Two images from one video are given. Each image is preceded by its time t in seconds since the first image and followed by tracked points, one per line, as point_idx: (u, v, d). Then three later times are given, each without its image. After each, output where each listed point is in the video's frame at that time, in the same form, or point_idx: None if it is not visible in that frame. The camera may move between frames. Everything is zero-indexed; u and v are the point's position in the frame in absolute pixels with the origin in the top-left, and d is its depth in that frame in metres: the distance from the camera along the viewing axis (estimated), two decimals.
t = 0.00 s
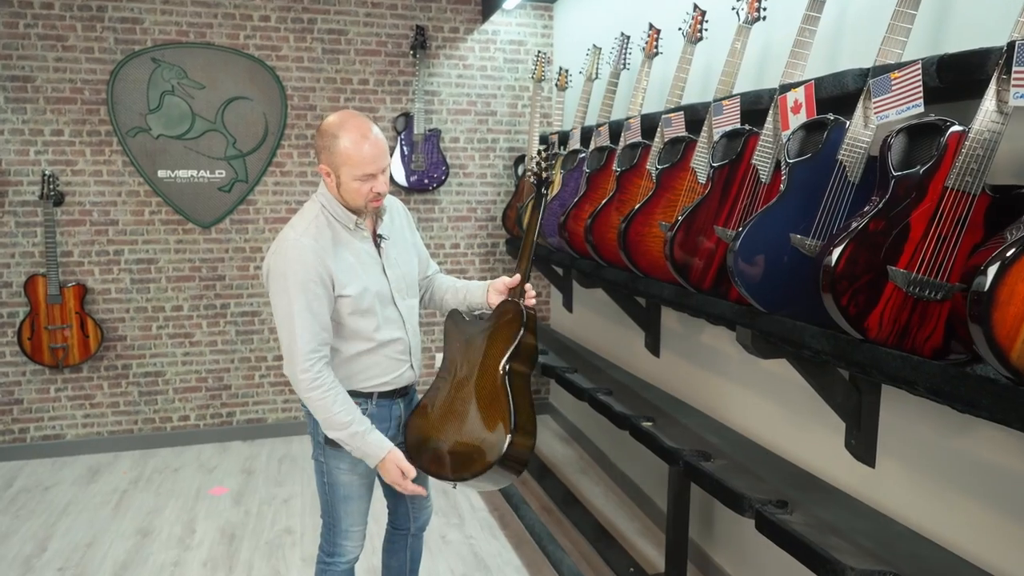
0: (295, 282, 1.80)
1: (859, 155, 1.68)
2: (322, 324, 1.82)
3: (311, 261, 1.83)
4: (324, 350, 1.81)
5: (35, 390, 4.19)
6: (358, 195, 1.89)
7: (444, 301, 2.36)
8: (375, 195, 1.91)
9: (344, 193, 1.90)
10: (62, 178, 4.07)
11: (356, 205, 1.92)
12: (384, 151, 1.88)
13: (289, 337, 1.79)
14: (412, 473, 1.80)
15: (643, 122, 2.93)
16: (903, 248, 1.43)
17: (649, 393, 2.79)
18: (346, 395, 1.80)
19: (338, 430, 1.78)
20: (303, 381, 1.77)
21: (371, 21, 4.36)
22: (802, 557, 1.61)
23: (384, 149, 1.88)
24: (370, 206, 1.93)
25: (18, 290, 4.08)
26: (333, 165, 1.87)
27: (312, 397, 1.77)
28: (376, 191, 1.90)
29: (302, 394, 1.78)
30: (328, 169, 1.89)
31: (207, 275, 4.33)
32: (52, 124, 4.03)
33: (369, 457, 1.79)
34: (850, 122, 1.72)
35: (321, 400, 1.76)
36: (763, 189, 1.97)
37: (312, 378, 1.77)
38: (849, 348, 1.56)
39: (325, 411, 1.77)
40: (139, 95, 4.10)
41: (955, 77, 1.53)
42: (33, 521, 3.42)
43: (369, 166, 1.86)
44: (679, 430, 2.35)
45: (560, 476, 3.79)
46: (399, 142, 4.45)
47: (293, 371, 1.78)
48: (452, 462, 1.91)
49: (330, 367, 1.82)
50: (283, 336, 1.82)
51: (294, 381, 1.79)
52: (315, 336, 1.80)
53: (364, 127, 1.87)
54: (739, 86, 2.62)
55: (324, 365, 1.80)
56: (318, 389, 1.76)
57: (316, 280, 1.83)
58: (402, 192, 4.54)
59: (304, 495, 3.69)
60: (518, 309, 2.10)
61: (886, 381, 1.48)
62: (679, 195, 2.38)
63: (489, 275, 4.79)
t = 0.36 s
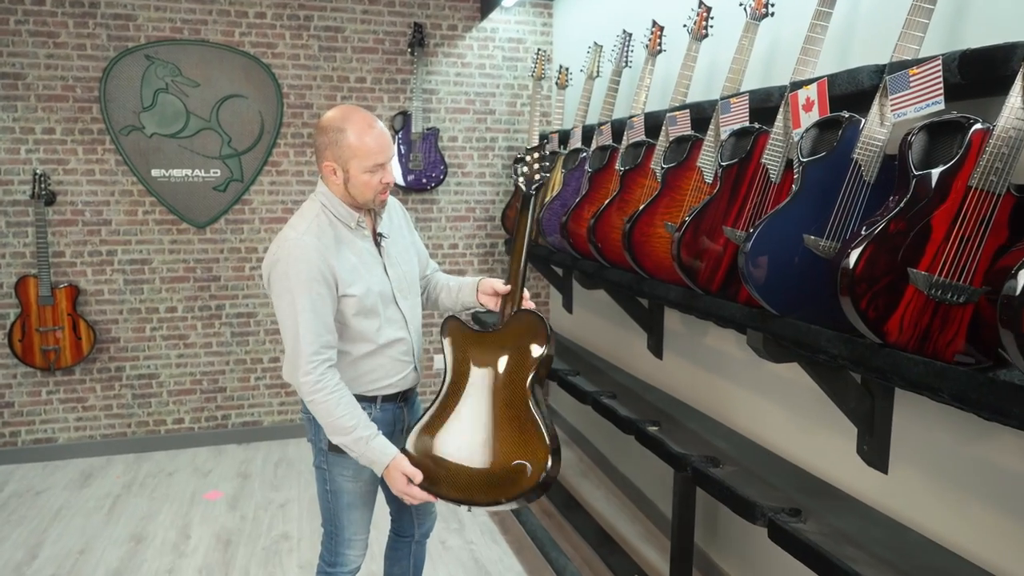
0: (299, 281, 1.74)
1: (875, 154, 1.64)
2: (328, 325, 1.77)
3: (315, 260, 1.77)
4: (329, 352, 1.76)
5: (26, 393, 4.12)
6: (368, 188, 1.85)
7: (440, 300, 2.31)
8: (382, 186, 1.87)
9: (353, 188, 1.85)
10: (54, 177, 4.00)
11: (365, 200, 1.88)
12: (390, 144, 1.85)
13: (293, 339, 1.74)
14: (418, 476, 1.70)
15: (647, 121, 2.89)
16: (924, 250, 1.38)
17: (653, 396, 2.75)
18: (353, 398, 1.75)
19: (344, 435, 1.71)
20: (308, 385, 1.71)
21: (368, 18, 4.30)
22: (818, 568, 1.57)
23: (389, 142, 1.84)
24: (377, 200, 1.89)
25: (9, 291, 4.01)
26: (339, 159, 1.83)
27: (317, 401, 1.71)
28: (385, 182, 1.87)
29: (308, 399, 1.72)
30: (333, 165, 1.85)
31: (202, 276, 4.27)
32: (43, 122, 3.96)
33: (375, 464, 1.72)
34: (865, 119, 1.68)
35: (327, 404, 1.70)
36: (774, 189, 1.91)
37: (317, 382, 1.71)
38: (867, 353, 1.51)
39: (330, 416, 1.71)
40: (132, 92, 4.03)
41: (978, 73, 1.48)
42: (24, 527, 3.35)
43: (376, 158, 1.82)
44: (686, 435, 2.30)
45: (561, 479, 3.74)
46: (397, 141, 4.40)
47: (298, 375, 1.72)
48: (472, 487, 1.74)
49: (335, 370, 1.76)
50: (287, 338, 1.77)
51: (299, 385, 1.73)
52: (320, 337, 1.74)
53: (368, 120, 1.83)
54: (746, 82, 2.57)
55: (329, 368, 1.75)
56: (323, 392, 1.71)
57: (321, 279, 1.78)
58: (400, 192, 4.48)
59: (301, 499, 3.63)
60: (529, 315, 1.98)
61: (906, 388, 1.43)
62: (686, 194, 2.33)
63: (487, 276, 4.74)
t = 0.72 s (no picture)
0: (299, 280, 1.69)
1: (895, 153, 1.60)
2: (329, 325, 1.71)
3: (317, 259, 1.72)
4: (330, 353, 1.69)
5: (19, 396, 4.05)
6: (360, 185, 1.78)
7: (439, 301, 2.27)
8: (378, 186, 1.80)
9: (345, 183, 1.79)
10: (47, 176, 3.93)
11: (356, 197, 1.81)
12: (394, 143, 1.78)
13: (293, 338, 1.68)
14: (417, 480, 1.51)
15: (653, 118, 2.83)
16: (951, 252, 1.34)
17: (660, 399, 2.70)
18: (353, 400, 1.66)
19: (343, 439, 1.61)
20: (306, 386, 1.64)
21: (367, 15, 4.24)
22: None
23: (391, 139, 1.77)
24: (370, 201, 1.82)
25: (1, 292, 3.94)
26: (337, 151, 1.77)
27: (315, 403, 1.63)
28: (380, 182, 1.79)
29: (306, 401, 1.65)
30: (332, 156, 1.79)
31: (198, 277, 4.20)
32: (36, 120, 3.89)
33: (374, 471, 1.57)
34: (884, 118, 1.65)
35: (325, 406, 1.62)
36: (787, 189, 1.88)
37: (316, 382, 1.64)
38: (889, 358, 1.46)
39: (329, 418, 1.62)
40: (127, 90, 3.97)
41: (1005, 69, 1.44)
42: (16, 533, 3.28)
43: (373, 154, 1.75)
44: (695, 440, 2.25)
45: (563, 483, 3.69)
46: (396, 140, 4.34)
47: (297, 376, 1.65)
48: (485, 496, 1.53)
49: (336, 371, 1.69)
50: (288, 338, 1.71)
51: (298, 387, 1.65)
52: (320, 337, 1.68)
53: (374, 116, 1.77)
54: (757, 81, 2.52)
55: (331, 369, 1.68)
56: (322, 393, 1.63)
57: (322, 278, 1.72)
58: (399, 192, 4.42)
59: (299, 504, 3.57)
60: (538, 314, 1.94)
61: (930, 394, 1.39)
62: (694, 194, 2.28)
63: (487, 276, 4.69)
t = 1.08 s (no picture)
0: (309, 281, 1.66)
1: (918, 152, 1.57)
2: (338, 327, 1.67)
3: (326, 260, 1.69)
4: (339, 355, 1.66)
5: (19, 398, 4.01)
6: (370, 181, 1.74)
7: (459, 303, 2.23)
8: (389, 184, 1.75)
9: (357, 179, 1.76)
10: (48, 176, 3.89)
11: (366, 193, 1.77)
12: (408, 140, 1.74)
13: (302, 340, 1.65)
14: (427, 484, 1.49)
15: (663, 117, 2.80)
16: (981, 254, 1.30)
17: (672, 403, 2.67)
18: (363, 402, 1.62)
19: (352, 442, 1.58)
20: (314, 389, 1.61)
21: (370, 14, 4.20)
22: None
23: (405, 135, 1.73)
24: (381, 199, 1.77)
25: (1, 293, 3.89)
26: (350, 146, 1.75)
27: (324, 406, 1.60)
28: (390, 179, 1.74)
29: (315, 404, 1.62)
30: (346, 151, 1.77)
31: (201, 278, 4.17)
32: (37, 119, 3.85)
33: (384, 473, 1.54)
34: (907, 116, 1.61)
35: (334, 408, 1.59)
36: (805, 189, 1.85)
37: (324, 385, 1.61)
38: (916, 363, 1.44)
39: (337, 421, 1.59)
40: (129, 89, 3.93)
41: None
42: (17, 537, 3.25)
43: (385, 149, 1.71)
44: (709, 444, 2.23)
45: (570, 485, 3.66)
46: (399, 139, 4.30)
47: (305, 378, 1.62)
48: (500, 499, 1.50)
49: (346, 373, 1.66)
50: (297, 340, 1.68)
51: (307, 390, 1.62)
52: (329, 339, 1.64)
53: (388, 112, 1.73)
54: (771, 79, 2.49)
55: (339, 371, 1.65)
56: (331, 396, 1.60)
57: (332, 279, 1.69)
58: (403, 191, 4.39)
59: (303, 507, 3.54)
60: (555, 315, 1.90)
61: (958, 400, 1.36)
62: (708, 194, 2.25)
63: (491, 277, 4.66)
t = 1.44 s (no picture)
0: (323, 276, 1.64)
1: (941, 150, 1.55)
2: (352, 323, 1.65)
3: (341, 255, 1.67)
4: (354, 352, 1.64)
5: (24, 398, 3.99)
6: (371, 167, 1.74)
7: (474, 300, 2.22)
8: (389, 168, 1.73)
9: (360, 167, 1.77)
10: (52, 175, 3.87)
11: (369, 179, 1.76)
12: (409, 126, 1.74)
13: (316, 336, 1.63)
14: (446, 478, 1.47)
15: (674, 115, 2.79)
16: (1011, 251, 1.28)
17: (684, 403, 2.65)
18: (378, 397, 1.60)
19: (368, 437, 1.56)
20: (329, 385, 1.59)
21: (376, 12, 4.19)
22: None
23: (406, 120, 1.74)
24: (382, 185, 1.74)
25: (5, 293, 3.87)
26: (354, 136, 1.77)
27: (339, 402, 1.58)
28: (390, 164, 1.73)
29: (330, 399, 1.60)
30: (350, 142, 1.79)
31: (206, 277, 4.15)
32: (42, 118, 3.83)
33: (402, 469, 1.52)
34: (929, 113, 1.59)
35: (349, 404, 1.57)
36: (822, 187, 1.83)
37: (339, 381, 1.59)
38: (941, 362, 1.42)
39: (353, 417, 1.57)
40: (134, 87, 3.91)
41: None
42: (24, 538, 3.23)
43: (385, 132, 1.72)
44: (724, 444, 2.21)
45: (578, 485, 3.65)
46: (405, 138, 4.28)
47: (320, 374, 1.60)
48: (518, 495, 1.48)
49: (361, 369, 1.64)
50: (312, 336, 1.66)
51: (323, 385, 1.60)
52: (344, 334, 1.63)
53: (389, 100, 1.74)
54: (786, 77, 2.48)
55: (354, 368, 1.62)
56: (346, 392, 1.58)
57: (346, 275, 1.67)
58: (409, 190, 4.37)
59: (310, 507, 3.52)
60: (573, 308, 1.88)
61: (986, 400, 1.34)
62: (721, 193, 2.23)
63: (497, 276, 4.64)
